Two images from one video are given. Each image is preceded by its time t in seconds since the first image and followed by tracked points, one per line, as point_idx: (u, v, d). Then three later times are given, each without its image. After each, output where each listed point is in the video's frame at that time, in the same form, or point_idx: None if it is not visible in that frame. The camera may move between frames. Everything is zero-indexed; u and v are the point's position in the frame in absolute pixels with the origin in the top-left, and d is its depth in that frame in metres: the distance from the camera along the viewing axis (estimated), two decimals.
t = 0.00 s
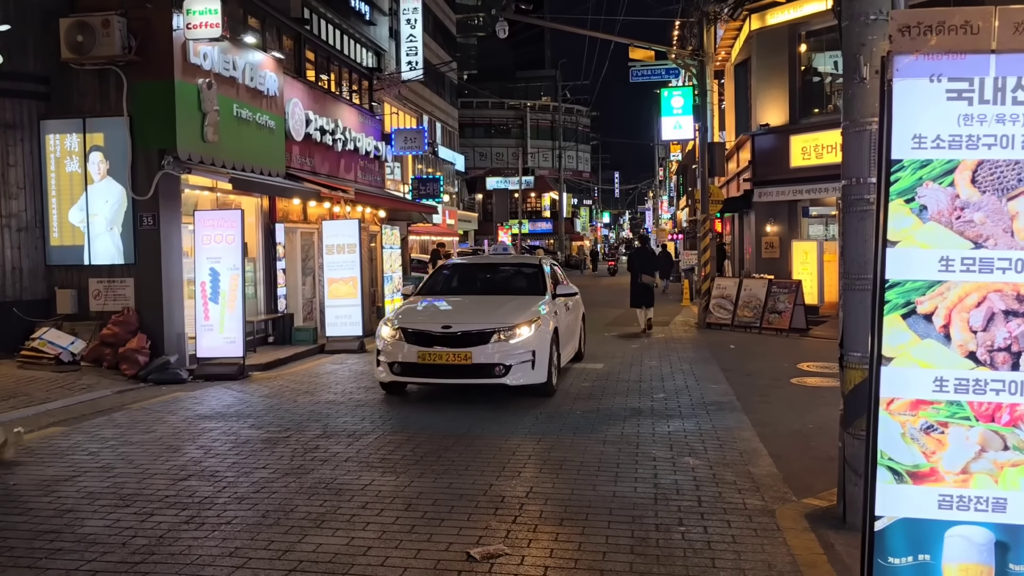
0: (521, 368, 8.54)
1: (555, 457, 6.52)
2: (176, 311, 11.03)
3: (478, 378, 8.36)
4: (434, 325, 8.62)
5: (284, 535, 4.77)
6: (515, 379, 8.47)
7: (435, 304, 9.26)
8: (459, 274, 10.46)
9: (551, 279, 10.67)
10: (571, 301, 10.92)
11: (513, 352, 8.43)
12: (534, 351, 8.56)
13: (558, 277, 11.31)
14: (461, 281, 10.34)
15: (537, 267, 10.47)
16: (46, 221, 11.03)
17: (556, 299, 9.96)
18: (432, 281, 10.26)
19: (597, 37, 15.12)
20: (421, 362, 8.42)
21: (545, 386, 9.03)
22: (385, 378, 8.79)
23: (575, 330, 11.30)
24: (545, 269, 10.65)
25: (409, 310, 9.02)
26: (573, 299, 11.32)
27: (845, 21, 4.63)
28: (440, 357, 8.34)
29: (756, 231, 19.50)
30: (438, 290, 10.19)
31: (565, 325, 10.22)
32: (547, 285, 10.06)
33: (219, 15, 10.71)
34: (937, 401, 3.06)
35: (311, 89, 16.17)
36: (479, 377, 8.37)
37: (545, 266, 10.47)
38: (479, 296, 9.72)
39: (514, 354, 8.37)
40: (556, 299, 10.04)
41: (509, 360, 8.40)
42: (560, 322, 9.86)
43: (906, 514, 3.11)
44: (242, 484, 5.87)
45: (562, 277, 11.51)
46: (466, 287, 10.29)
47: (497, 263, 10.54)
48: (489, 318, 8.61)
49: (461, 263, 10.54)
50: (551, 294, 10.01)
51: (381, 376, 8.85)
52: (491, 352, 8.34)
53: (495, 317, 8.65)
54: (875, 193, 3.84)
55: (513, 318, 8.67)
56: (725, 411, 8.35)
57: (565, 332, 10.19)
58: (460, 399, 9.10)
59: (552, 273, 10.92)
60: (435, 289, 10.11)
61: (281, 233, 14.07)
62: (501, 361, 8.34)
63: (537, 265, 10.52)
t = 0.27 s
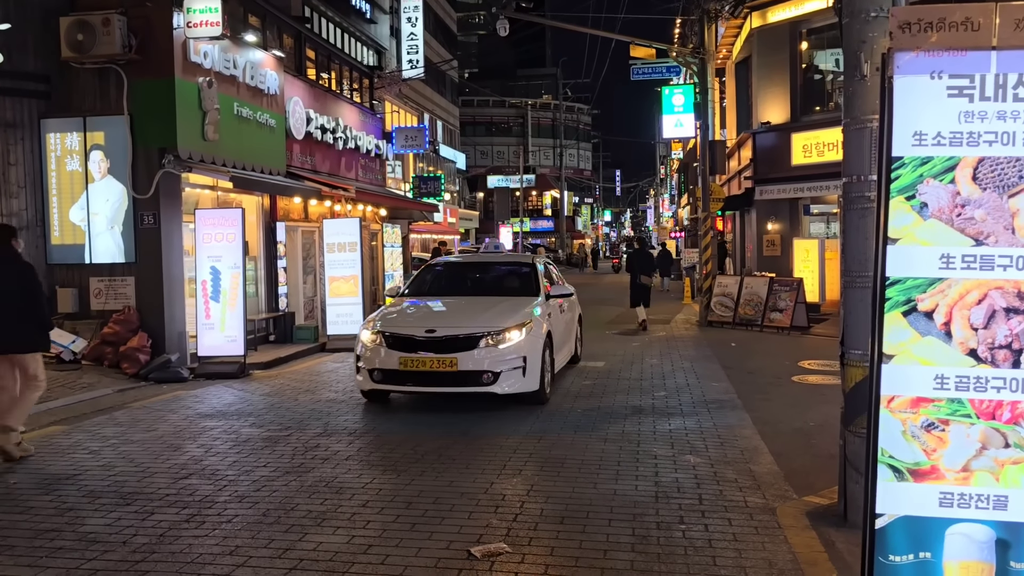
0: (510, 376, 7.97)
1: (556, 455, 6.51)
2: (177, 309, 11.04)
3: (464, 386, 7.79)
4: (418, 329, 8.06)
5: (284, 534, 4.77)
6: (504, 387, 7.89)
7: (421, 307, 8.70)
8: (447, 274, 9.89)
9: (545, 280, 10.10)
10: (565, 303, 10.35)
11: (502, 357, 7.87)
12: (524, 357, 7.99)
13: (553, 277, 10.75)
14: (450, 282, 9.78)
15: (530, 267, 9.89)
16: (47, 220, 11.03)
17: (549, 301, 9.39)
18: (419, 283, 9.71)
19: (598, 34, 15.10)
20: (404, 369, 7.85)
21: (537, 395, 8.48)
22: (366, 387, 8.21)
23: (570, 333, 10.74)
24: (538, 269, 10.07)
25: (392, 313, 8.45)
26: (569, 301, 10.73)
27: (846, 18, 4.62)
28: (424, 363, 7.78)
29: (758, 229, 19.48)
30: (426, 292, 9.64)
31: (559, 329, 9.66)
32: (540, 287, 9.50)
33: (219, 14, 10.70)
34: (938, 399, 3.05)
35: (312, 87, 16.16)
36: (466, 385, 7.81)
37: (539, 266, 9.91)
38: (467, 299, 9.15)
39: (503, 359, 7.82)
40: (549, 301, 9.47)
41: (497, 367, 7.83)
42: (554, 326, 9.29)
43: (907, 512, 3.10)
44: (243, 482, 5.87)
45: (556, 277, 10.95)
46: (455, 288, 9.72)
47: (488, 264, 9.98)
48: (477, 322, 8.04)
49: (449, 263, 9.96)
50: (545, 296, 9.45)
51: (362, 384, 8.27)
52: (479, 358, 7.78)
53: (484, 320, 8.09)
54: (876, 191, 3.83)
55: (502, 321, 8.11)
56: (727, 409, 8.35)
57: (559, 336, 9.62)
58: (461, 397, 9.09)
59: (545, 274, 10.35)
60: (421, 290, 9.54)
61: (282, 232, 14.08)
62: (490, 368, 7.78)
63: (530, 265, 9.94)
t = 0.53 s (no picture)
0: (497, 385, 7.31)
1: (557, 454, 6.51)
2: (178, 307, 11.05)
3: (446, 395, 7.13)
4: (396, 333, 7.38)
5: (286, 532, 4.77)
6: (490, 397, 7.24)
7: (402, 308, 8.03)
8: (432, 274, 9.22)
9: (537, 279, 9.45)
10: (558, 305, 9.68)
11: (487, 364, 7.21)
12: (511, 363, 7.34)
13: (546, 277, 10.08)
14: (435, 282, 9.11)
15: (521, 265, 9.23)
16: (48, 219, 11.04)
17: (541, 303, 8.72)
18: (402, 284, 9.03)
19: (599, 33, 15.09)
20: (380, 377, 7.19)
21: (527, 404, 7.85)
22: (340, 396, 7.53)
23: (565, 336, 10.09)
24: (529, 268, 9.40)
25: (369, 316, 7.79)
26: (562, 302, 10.05)
27: (847, 15, 4.60)
28: (402, 370, 7.11)
29: (760, 227, 19.46)
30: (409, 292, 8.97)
31: (552, 333, 9.00)
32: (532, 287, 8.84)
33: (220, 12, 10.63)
34: (940, 397, 3.05)
35: (314, 85, 16.15)
36: (449, 394, 7.16)
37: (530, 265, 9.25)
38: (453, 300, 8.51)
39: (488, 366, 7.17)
40: (541, 302, 8.79)
41: (482, 375, 7.17)
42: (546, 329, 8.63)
43: (908, 510, 3.10)
44: (244, 481, 5.88)
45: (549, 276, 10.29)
46: (440, 288, 9.03)
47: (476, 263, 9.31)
48: (461, 326, 7.37)
49: (434, 262, 9.30)
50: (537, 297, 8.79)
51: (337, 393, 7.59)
52: (462, 365, 7.11)
53: (468, 324, 7.43)
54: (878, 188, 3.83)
55: (488, 324, 7.45)
56: (728, 407, 8.34)
57: (551, 340, 8.96)
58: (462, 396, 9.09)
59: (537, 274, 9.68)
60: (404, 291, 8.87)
61: (283, 230, 14.10)
62: (474, 376, 7.12)
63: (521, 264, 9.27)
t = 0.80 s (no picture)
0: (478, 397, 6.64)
1: (558, 452, 6.50)
2: (179, 306, 11.07)
3: (421, 409, 6.47)
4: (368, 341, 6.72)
5: (287, 531, 4.78)
6: (471, 411, 6.57)
7: (378, 312, 7.37)
8: (415, 275, 8.55)
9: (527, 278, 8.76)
10: (551, 308, 9.00)
11: (467, 374, 6.54)
12: (493, 373, 6.67)
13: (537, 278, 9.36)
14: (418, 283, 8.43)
15: (511, 265, 8.54)
16: (50, 218, 11.05)
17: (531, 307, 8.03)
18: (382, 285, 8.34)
19: (601, 31, 15.09)
20: (350, 389, 6.55)
21: (513, 418, 7.19)
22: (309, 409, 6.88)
23: (559, 341, 9.41)
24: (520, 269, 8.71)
25: (342, 322, 7.14)
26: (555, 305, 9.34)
27: (849, 12, 4.58)
28: (372, 381, 6.47)
29: (761, 226, 19.43)
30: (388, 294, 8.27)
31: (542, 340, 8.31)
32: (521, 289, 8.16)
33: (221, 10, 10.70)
34: (941, 395, 3.04)
35: (315, 84, 16.15)
36: (425, 407, 6.50)
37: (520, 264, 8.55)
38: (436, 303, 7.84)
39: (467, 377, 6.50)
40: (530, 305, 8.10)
41: (461, 387, 6.50)
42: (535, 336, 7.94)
43: (910, 508, 3.09)
44: (245, 480, 5.88)
45: (543, 277, 9.58)
46: (423, 290, 8.34)
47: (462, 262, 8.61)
48: (439, 333, 6.70)
49: (418, 262, 8.64)
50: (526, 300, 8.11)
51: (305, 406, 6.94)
52: (439, 375, 6.44)
53: (446, 329, 6.76)
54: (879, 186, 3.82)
55: (469, 330, 6.78)
56: (730, 405, 8.33)
57: (542, 347, 8.27)
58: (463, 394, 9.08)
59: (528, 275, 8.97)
60: (384, 293, 8.21)
61: (285, 229, 14.11)
62: (452, 389, 6.45)
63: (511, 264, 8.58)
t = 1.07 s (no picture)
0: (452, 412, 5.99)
1: (559, 451, 6.50)
2: (181, 304, 11.09)
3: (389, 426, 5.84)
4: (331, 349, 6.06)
5: (288, 529, 4.78)
6: (445, 428, 5.92)
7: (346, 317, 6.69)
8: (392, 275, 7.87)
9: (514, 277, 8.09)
10: (540, 309, 8.30)
11: (441, 387, 5.91)
12: (470, 385, 6.04)
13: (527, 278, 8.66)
14: (397, 284, 7.76)
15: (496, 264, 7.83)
16: (51, 217, 11.06)
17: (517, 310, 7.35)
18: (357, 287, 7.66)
19: (602, 29, 15.07)
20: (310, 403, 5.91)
21: (492, 434, 6.55)
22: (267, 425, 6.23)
23: (550, 346, 8.71)
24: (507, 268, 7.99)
25: (305, 327, 6.48)
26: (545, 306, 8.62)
27: (850, 10, 4.57)
28: (335, 395, 5.83)
29: (762, 224, 19.40)
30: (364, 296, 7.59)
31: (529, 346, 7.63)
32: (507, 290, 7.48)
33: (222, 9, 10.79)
34: (942, 394, 3.04)
35: (315, 83, 16.15)
36: (392, 424, 5.87)
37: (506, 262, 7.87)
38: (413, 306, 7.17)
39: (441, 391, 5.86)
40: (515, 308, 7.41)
41: (434, 401, 5.87)
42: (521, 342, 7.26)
43: (911, 507, 3.09)
44: (246, 478, 5.88)
45: (535, 276, 8.86)
46: (401, 291, 7.65)
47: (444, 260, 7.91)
48: (408, 341, 6.04)
49: (397, 261, 7.95)
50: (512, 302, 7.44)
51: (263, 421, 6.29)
52: (406, 389, 5.80)
53: (416, 336, 6.10)
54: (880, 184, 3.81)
55: (441, 338, 6.11)
56: (731, 404, 8.33)
57: (528, 354, 7.59)
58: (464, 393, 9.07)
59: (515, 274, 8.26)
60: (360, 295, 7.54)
61: (285, 227, 14.13)
62: (420, 404, 5.80)
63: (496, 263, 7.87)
